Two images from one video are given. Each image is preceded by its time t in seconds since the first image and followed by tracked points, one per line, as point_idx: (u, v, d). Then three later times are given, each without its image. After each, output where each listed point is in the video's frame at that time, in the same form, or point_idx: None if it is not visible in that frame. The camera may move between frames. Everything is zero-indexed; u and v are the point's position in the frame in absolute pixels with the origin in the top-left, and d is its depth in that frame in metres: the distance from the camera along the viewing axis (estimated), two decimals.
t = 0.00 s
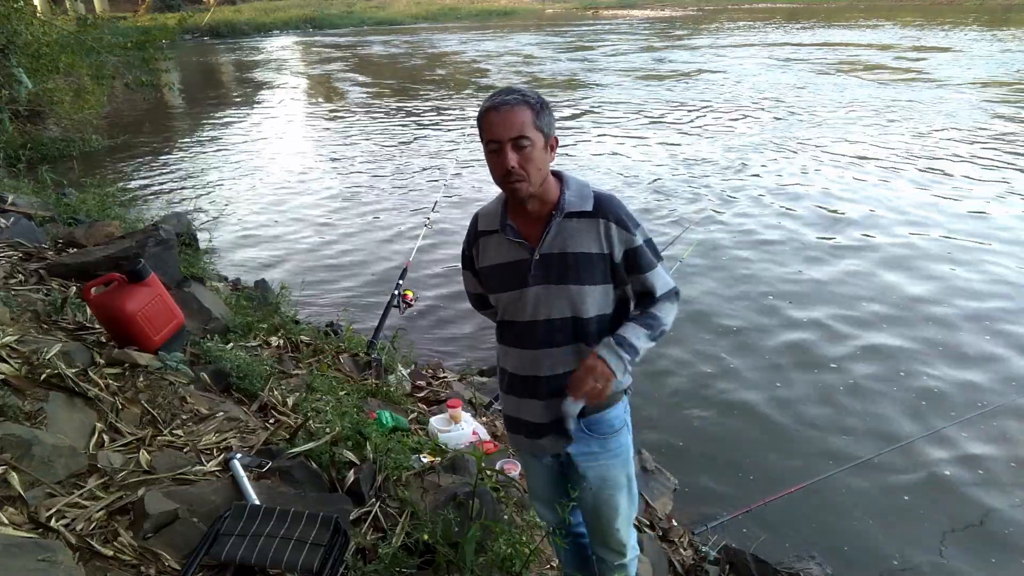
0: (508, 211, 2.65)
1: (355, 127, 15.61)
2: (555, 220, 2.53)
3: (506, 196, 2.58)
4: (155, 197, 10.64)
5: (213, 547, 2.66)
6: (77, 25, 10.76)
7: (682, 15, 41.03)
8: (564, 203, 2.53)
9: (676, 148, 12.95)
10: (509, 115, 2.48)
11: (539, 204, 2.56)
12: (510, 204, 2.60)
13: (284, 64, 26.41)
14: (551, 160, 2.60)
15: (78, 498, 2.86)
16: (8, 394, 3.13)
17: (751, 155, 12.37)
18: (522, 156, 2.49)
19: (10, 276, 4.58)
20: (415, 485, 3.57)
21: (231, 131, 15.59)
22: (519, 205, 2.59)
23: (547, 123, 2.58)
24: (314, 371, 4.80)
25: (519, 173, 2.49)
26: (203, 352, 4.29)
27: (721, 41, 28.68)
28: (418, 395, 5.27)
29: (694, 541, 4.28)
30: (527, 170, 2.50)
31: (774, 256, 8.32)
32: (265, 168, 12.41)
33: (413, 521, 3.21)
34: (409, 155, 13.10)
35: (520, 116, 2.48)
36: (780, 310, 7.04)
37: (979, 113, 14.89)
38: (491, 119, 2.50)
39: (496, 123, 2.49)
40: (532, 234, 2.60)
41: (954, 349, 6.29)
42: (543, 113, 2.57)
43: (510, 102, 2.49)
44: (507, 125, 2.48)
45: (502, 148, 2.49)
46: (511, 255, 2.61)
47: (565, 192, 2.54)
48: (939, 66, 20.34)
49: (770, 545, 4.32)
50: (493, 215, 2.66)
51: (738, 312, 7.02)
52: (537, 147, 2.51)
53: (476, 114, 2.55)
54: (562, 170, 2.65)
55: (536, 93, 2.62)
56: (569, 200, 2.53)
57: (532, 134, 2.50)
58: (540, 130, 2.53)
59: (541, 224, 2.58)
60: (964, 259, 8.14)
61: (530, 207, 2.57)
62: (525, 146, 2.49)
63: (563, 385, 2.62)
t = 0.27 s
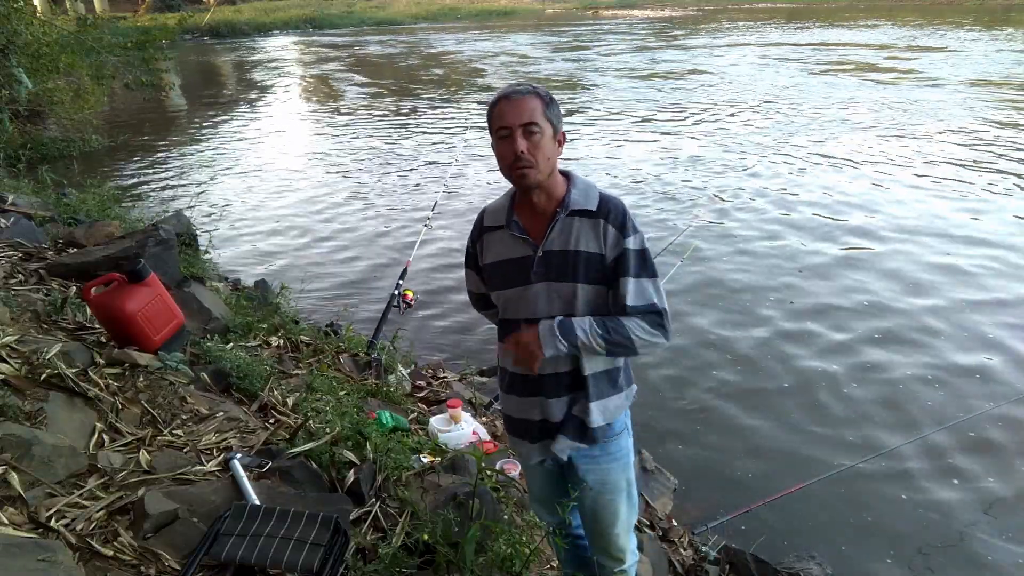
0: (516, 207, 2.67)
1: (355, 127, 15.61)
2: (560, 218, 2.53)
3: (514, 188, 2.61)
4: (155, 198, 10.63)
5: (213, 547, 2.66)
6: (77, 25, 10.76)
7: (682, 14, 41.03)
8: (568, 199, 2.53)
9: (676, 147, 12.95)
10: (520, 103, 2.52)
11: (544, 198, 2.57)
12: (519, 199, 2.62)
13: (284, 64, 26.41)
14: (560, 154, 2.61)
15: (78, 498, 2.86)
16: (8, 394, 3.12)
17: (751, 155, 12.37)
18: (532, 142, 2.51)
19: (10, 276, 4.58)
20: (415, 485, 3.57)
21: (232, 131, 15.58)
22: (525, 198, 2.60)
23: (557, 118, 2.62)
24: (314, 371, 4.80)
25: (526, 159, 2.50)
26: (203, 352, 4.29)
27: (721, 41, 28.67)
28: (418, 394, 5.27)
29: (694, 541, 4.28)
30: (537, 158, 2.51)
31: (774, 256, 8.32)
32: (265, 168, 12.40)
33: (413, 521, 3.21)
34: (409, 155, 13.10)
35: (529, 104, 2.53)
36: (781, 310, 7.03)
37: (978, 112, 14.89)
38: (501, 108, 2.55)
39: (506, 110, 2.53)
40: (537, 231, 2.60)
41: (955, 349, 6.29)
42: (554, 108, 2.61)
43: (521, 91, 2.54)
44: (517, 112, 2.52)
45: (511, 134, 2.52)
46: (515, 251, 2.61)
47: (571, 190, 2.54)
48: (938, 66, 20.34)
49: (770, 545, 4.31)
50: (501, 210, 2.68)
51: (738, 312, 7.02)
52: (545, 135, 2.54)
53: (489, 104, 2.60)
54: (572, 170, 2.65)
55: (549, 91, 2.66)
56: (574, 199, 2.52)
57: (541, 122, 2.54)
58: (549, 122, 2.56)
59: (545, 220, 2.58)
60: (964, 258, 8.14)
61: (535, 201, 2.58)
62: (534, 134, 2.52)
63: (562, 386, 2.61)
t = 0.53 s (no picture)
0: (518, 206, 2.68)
1: (355, 127, 15.61)
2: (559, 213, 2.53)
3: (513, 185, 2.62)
4: (155, 198, 10.63)
5: (213, 547, 2.66)
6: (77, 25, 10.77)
7: (682, 14, 41.02)
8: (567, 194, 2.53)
9: (676, 147, 12.94)
10: (516, 100, 2.55)
11: (543, 194, 2.57)
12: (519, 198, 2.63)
13: (285, 64, 26.40)
14: (559, 151, 2.61)
15: (78, 499, 2.86)
16: (8, 394, 3.12)
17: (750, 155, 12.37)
18: (527, 138, 2.52)
19: (10, 276, 4.57)
20: (415, 484, 3.57)
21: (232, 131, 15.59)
22: (525, 195, 2.61)
23: (556, 116, 2.63)
24: (314, 371, 4.80)
25: (521, 152, 2.50)
26: (203, 352, 4.29)
27: (721, 41, 28.65)
28: (418, 394, 5.27)
29: (694, 541, 4.28)
30: (533, 153, 2.51)
31: (774, 256, 8.32)
32: (265, 168, 12.40)
33: (414, 521, 3.21)
34: (409, 155, 13.10)
35: (524, 101, 2.55)
36: (781, 310, 7.03)
37: (978, 112, 14.89)
38: (499, 106, 2.58)
39: (502, 107, 2.57)
40: (538, 228, 2.60)
41: (955, 348, 6.29)
42: (553, 105, 2.62)
43: (517, 90, 2.57)
44: (513, 108, 2.55)
45: (506, 130, 2.54)
46: (516, 248, 2.62)
47: (571, 188, 2.55)
48: (938, 66, 20.34)
49: (770, 545, 4.31)
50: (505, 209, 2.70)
51: (738, 312, 7.02)
52: (543, 132, 2.54)
53: (489, 103, 2.64)
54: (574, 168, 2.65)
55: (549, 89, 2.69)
56: (574, 196, 2.53)
57: (538, 119, 2.54)
58: (546, 117, 2.57)
59: (544, 216, 2.58)
60: (964, 258, 8.15)
61: (534, 197, 2.58)
62: (529, 130, 2.52)
63: (560, 383, 2.61)
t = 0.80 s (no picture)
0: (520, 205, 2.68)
1: (355, 127, 15.61)
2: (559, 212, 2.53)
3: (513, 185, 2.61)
4: (155, 198, 10.63)
5: (212, 547, 2.66)
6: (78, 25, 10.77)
7: (682, 14, 41.02)
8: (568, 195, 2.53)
9: (677, 147, 12.95)
10: (515, 100, 2.53)
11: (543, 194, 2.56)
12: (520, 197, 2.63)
13: (285, 64, 26.40)
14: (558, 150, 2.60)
15: (79, 499, 2.86)
16: (8, 394, 3.12)
17: (750, 155, 12.37)
18: (525, 137, 2.51)
19: (10, 276, 4.57)
20: (415, 484, 3.57)
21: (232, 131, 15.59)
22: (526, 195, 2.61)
23: (554, 114, 2.61)
24: (314, 371, 4.80)
25: (521, 153, 2.49)
26: (203, 352, 4.30)
27: (721, 41, 28.65)
28: (417, 394, 5.28)
29: (694, 541, 4.28)
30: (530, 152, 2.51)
31: (773, 256, 8.33)
32: (265, 168, 12.40)
33: (413, 521, 3.21)
34: (409, 155, 13.10)
35: (522, 100, 2.53)
36: (781, 310, 7.03)
37: (978, 112, 14.89)
38: (497, 105, 2.56)
39: (501, 106, 2.54)
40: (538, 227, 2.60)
41: (955, 348, 6.29)
42: (551, 104, 2.60)
43: (515, 89, 2.55)
44: (512, 109, 2.52)
45: (505, 130, 2.53)
46: (517, 247, 2.63)
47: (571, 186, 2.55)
48: (938, 66, 20.34)
49: (769, 545, 4.31)
50: (507, 209, 2.70)
51: (737, 312, 7.02)
52: (540, 131, 2.53)
53: (488, 103, 2.62)
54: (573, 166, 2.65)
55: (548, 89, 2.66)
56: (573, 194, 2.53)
57: (536, 118, 2.52)
58: (545, 117, 2.55)
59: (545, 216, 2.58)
60: (963, 258, 8.15)
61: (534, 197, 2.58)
62: (527, 129, 2.51)
63: (561, 381, 2.62)
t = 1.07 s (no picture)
0: (520, 204, 2.68)
1: (355, 127, 15.61)
2: (558, 214, 2.54)
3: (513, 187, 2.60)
4: (155, 198, 10.63)
5: (212, 547, 2.66)
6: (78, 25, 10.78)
7: (682, 14, 41.02)
8: (568, 197, 2.53)
9: (677, 147, 12.95)
10: (513, 102, 2.50)
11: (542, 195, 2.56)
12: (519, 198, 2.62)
13: (285, 64, 26.40)
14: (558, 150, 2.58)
15: (79, 499, 2.86)
16: (8, 394, 3.11)
17: (750, 155, 12.37)
18: (524, 140, 2.47)
19: (10, 276, 4.57)
20: (415, 484, 3.57)
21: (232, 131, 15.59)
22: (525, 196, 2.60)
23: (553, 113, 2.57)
24: (314, 371, 4.80)
25: (521, 156, 2.47)
26: (203, 352, 4.30)
27: (721, 40, 28.65)
28: (417, 394, 5.28)
29: (694, 542, 4.28)
30: (530, 154, 2.47)
31: (773, 256, 8.33)
32: (265, 168, 12.40)
33: (413, 521, 3.21)
34: (410, 155, 13.10)
35: (521, 102, 2.49)
36: (782, 310, 7.03)
37: (978, 112, 14.88)
38: (496, 107, 2.52)
39: (500, 108, 2.51)
40: (537, 227, 2.60)
41: (954, 348, 6.29)
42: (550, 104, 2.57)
43: (514, 90, 2.50)
44: (510, 111, 2.49)
45: (503, 133, 2.50)
46: (517, 248, 2.63)
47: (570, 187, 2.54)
48: (937, 65, 20.34)
49: (770, 544, 4.31)
50: (507, 209, 2.70)
51: (737, 312, 7.02)
52: (540, 132, 2.48)
53: (486, 104, 2.59)
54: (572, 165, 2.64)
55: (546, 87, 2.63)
56: (573, 195, 2.53)
57: (535, 119, 2.48)
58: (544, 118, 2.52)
59: (545, 216, 2.57)
60: (963, 257, 8.16)
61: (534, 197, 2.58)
62: (526, 131, 2.47)
63: (562, 381, 2.61)
